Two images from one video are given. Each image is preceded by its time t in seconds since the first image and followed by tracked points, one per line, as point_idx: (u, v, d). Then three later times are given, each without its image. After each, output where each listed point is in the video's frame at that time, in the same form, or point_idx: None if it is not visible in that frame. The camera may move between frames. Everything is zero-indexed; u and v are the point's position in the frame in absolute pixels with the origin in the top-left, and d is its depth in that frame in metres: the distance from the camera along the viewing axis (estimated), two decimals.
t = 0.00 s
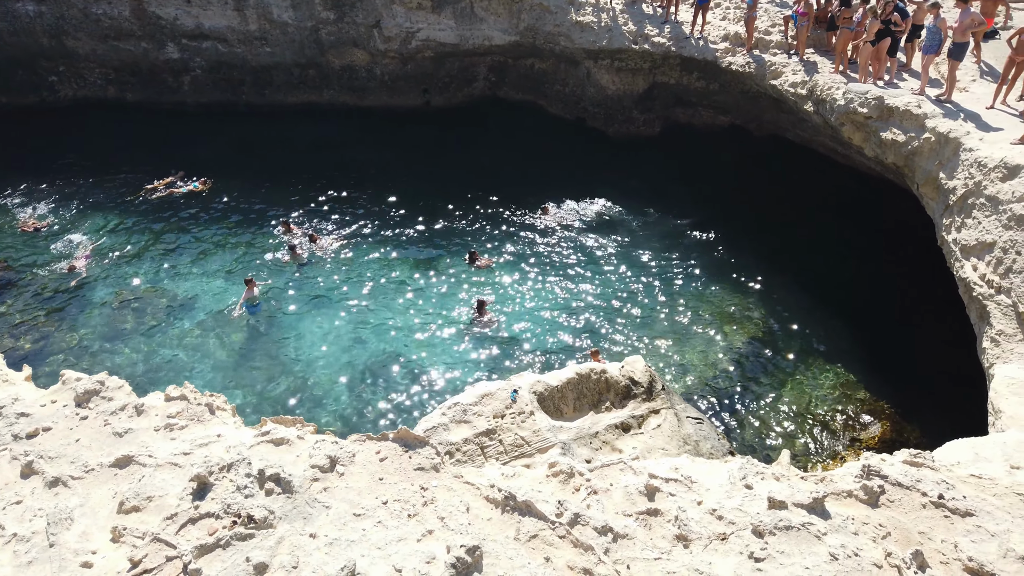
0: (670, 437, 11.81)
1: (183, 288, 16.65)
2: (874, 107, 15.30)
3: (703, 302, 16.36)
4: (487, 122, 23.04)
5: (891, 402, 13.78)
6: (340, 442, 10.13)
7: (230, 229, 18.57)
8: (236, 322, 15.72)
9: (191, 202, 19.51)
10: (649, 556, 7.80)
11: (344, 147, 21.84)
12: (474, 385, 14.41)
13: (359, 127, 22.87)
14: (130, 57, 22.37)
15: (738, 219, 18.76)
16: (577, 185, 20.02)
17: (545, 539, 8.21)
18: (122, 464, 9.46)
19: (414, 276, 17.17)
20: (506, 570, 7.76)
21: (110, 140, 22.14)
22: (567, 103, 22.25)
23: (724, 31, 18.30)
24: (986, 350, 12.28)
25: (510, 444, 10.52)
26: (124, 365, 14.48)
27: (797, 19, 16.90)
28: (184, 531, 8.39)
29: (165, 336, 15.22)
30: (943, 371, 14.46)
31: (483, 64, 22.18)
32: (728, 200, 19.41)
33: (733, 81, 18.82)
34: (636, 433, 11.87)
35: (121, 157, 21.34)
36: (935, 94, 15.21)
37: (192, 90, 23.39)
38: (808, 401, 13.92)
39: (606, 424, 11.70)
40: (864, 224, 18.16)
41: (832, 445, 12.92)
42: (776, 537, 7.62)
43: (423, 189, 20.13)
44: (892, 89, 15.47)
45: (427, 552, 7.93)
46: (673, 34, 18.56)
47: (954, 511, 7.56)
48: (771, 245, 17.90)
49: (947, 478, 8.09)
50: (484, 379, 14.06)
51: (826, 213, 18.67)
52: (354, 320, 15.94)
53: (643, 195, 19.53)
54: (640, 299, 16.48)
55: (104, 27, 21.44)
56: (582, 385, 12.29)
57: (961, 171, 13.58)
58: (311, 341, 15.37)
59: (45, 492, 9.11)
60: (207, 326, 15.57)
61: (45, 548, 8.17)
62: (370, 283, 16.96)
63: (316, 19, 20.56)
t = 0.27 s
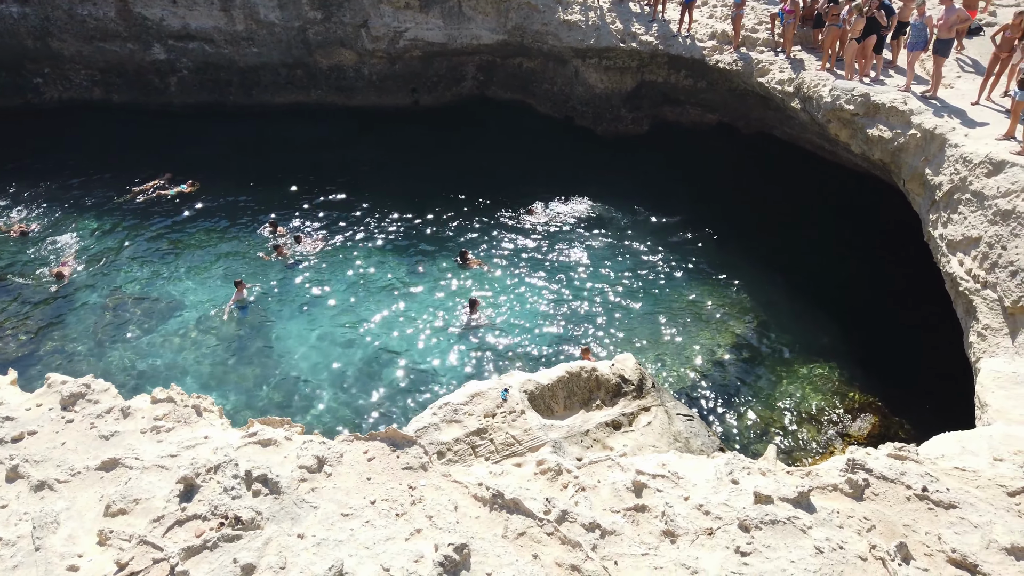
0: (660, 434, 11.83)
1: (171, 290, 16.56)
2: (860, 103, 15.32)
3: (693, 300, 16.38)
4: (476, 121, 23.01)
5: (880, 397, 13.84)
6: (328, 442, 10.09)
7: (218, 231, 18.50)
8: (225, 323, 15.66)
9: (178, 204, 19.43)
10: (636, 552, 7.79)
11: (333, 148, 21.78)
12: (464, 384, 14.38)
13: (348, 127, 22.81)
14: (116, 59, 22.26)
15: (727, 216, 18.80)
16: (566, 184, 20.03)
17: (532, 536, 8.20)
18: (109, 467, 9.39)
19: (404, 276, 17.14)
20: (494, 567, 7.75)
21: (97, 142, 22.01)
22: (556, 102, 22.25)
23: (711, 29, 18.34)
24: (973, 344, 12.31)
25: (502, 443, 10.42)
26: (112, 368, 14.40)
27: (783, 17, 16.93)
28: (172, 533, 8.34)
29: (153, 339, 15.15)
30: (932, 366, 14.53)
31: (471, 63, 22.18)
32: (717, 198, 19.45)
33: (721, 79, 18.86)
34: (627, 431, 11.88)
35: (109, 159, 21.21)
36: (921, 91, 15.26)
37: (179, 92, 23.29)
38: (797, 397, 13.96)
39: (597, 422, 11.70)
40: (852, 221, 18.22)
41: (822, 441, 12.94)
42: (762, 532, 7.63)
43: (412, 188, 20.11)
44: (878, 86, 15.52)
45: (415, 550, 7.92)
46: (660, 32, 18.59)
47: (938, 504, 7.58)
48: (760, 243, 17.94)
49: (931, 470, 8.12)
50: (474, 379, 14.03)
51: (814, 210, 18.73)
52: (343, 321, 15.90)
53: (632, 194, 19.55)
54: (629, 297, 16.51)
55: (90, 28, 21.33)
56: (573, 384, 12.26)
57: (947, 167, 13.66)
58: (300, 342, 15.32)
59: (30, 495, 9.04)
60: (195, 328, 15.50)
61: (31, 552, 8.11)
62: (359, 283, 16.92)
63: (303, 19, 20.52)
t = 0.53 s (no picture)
0: (646, 433, 11.84)
1: (152, 297, 16.43)
2: (838, 101, 15.46)
3: (676, 298, 16.43)
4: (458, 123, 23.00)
5: (862, 391, 13.95)
6: (311, 447, 10.02)
7: (200, 237, 18.36)
8: (207, 330, 15.56)
9: (159, 210, 19.29)
10: (619, 550, 7.79)
11: (315, 151, 21.70)
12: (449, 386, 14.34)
13: (329, 130, 22.72)
14: (93, 64, 22.07)
15: (709, 214, 18.89)
16: (549, 184, 20.06)
17: (516, 536, 8.18)
18: (89, 476, 9.28)
19: (387, 280, 17.09)
20: (478, 568, 7.72)
21: (75, 149, 21.77)
22: (537, 104, 22.27)
23: (690, 29, 18.43)
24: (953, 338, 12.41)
25: (488, 445, 10.45)
26: (93, 377, 14.26)
27: (762, 16, 17.05)
28: (153, 541, 8.26)
29: (134, 346, 15.02)
30: (913, 360, 14.68)
31: (452, 65, 22.22)
32: (699, 196, 19.54)
33: (700, 78, 18.97)
34: (613, 430, 11.89)
35: (88, 165, 21.01)
36: (898, 88, 15.41)
37: (157, 96, 23.03)
38: (780, 394, 14.04)
39: (583, 422, 11.71)
40: (833, 218, 18.37)
41: (806, 437, 13.01)
42: (743, 527, 7.66)
43: (395, 191, 20.07)
44: (855, 84, 15.65)
45: (398, 553, 7.88)
46: (640, 33, 18.65)
47: (915, 495, 7.63)
48: (743, 240, 18.04)
49: (909, 463, 8.19)
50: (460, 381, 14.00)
51: (795, 207, 18.87)
52: (327, 325, 15.82)
53: (615, 193, 19.61)
54: (614, 297, 16.52)
55: (66, 34, 21.16)
56: (559, 383, 12.26)
57: (924, 164, 13.81)
58: (283, 347, 15.22)
59: (9, 507, 8.91)
60: (177, 335, 15.39)
61: (10, 563, 8.00)
62: (342, 288, 16.85)
63: (282, 22, 20.48)
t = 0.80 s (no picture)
0: (629, 434, 11.86)
1: (129, 307, 16.25)
2: (813, 103, 15.63)
3: (657, 300, 16.50)
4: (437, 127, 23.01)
5: (840, 389, 14.07)
6: (290, 455, 9.92)
7: (177, 246, 18.19)
8: (185, 339, 15.41)
9: (136, 219, 19.10)
10: (600, 551, 7.77)
11: (293, 157, 21.60)
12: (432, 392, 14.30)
13: (308, 136, 22.60)
14: (67, 73, 21.85)
15: (688, 216, 19.01)
16: (529, 188, 20.10)
17: (497, 540, 8.16)
18: (65, 489, 9.12)
19: (368, 285, 17.02)
20: (460, 573, 7.66)
21: (49, 158, 21.48)
22: (516, 108, 22.32)
23: (667, 32, 18.54)
24: (929, 335, 12.53)
25: (472, 450, 10.51)
26: (70, 389, 14.09)
27: (736, 19, 17.20)
28: (131, 553, 8.13)
29: (112, 357, 14.86)
30: (890, 357, 14.84)
31: (430, 70, 22.27)
32: (677, 198, 19.66)
33: (678, 81, 19.10)
34: (596, 433, 11.92)
35: (63, 175, 20.75)
36: (871, 89, 15.60)
37: (131, 104, 22.75)
38: (761, 394, 14.10)
39: (566, 425, 11.74)
40: (809, 217, 18.55)
41: (788, 436, 13.10)
42: (722, 525, 7.67)
43: (375, 196, 20.01)
44: (829, 85, 15.83)
45: (379, 559, 7.80)
46: (617, 36, 18.73)
47: (890, 490, 7.70)
48: (722, 241, 18.17)
49: (884, 458, 8.27)
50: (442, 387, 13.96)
51: (772, 207, 19.04)
52: (308, 332, 15.75)
53: (595, 196, 19.69)
54: (595, 300, 16.55)
55: (38, 42, 20.94)
56: (542, 387, 12.28)
57: (899, 163, 13.99)
58: (263, 355, 15.10)
59: None
60: (156, 345, 15.23)
61: None
62: (322, 294, 16.76)
63: (258, 28, 20.40)
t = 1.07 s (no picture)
0: (610, 440, 11.91)
1: (104, 322, 16.04)
2: (786, 109, 15.83)
3: (637, 306, 16.57)
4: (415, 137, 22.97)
5: (818, 392, 14.21)
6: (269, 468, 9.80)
7: (153, 259, 18.00)
8: (162, 353, 15.25)
9: (110, 232, 18.89)
10: (579, 558, 7.75)
11: (270, 168, 21.47)
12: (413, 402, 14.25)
13: (284, 146, 22.47)
14: (38, 86, 21.59)
15: (665, 222, 19.15)
16: (507, 196, 20.14)
17: (477, 549, 8.12)
18: (38, 508, 8.95)
19: (347, 296, 16.93)
20: None
21: (21, 171, 21.18)
22: (493, 116, 22.38)
23: (641, 40, 18.67)
24: (903, 336, 12.67)
25: (454, 459, 10.60)
26: (44, 407, 13.89)
27: (709, 27, 17.39)
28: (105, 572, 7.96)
29: (86, 374, 14.66)
30: (866, 358, 15.03)
31: (406, 79, 22.31)
32: (655, 204, 19.79)
33: (653, 89, 19.26)
34: (577, 440, 11.94)
35: (35, 189, 20.45)
36: (843, 95, 15.84)
37: (104, 116, 22.51)
38: (741, 398, 14.20)
39: (548, 432, 11.80)
40: (784, 221, 18.77)
41: (768, 438, 13.19)
42: (700, 529, 7.67)
43: (353, 206, 19.95)
44: (801, 91, 16.04)
45: (358, 572, 7.72)
46: (593, 45, 18.80)
47: (864, 491, 7.77)
48: (699, 246, 18.32)
49: (858, 459, 8.35)
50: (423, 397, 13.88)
51: (748, 212, 19.23)
52: (286, 344, 15.63)
53: (573, 203, 19.77)
54: (575, 307, 16.58)
55: (8, 55, 20.67)
56: (522, 396, 12.30)
57: (871, 167, 14.19)
58: (241, 369, 14.97)
59: None
60: (132, 360, 15.05)
61: None
62: (301, 305, 16.66)
63: (233, 39, 20.25)
